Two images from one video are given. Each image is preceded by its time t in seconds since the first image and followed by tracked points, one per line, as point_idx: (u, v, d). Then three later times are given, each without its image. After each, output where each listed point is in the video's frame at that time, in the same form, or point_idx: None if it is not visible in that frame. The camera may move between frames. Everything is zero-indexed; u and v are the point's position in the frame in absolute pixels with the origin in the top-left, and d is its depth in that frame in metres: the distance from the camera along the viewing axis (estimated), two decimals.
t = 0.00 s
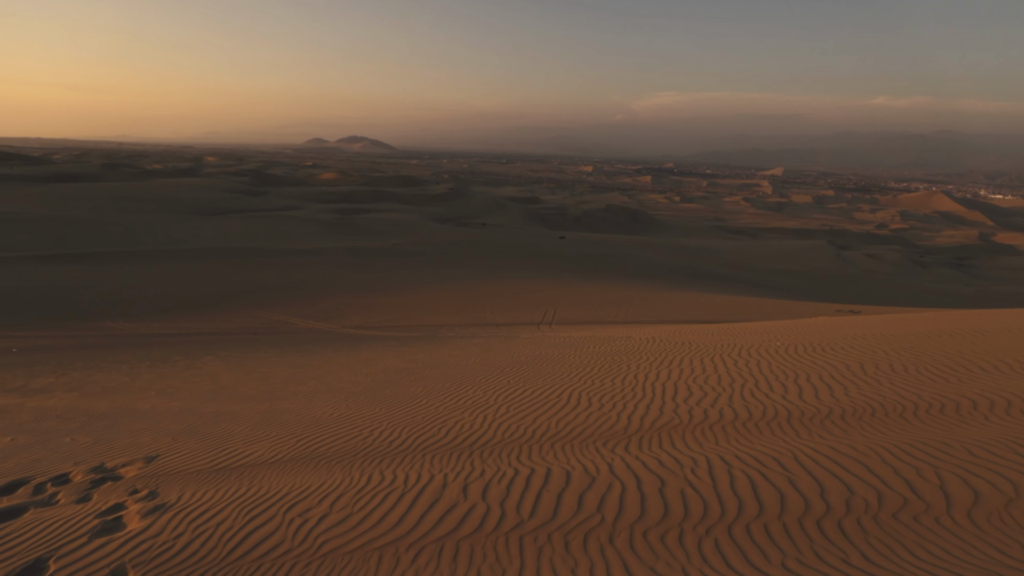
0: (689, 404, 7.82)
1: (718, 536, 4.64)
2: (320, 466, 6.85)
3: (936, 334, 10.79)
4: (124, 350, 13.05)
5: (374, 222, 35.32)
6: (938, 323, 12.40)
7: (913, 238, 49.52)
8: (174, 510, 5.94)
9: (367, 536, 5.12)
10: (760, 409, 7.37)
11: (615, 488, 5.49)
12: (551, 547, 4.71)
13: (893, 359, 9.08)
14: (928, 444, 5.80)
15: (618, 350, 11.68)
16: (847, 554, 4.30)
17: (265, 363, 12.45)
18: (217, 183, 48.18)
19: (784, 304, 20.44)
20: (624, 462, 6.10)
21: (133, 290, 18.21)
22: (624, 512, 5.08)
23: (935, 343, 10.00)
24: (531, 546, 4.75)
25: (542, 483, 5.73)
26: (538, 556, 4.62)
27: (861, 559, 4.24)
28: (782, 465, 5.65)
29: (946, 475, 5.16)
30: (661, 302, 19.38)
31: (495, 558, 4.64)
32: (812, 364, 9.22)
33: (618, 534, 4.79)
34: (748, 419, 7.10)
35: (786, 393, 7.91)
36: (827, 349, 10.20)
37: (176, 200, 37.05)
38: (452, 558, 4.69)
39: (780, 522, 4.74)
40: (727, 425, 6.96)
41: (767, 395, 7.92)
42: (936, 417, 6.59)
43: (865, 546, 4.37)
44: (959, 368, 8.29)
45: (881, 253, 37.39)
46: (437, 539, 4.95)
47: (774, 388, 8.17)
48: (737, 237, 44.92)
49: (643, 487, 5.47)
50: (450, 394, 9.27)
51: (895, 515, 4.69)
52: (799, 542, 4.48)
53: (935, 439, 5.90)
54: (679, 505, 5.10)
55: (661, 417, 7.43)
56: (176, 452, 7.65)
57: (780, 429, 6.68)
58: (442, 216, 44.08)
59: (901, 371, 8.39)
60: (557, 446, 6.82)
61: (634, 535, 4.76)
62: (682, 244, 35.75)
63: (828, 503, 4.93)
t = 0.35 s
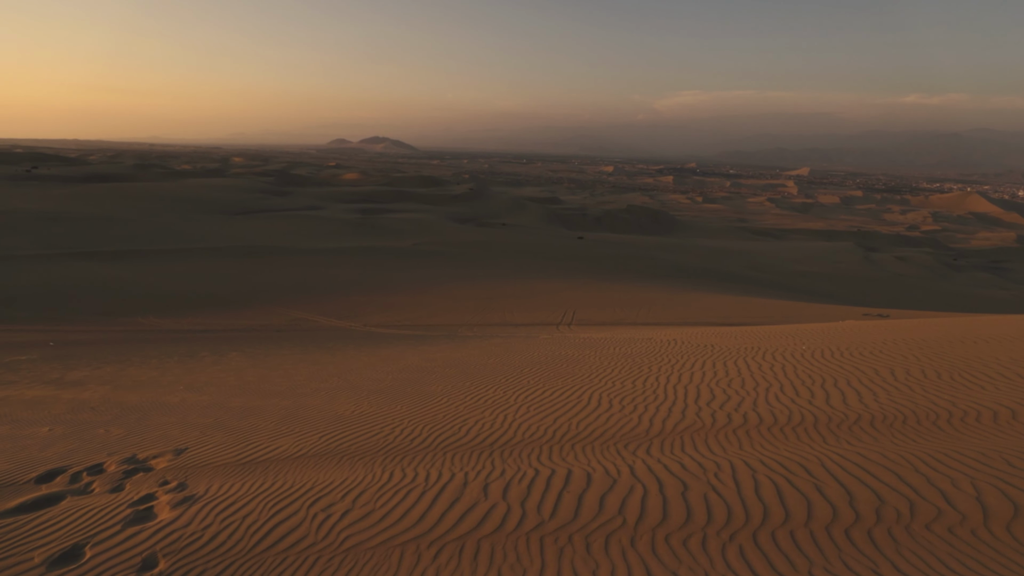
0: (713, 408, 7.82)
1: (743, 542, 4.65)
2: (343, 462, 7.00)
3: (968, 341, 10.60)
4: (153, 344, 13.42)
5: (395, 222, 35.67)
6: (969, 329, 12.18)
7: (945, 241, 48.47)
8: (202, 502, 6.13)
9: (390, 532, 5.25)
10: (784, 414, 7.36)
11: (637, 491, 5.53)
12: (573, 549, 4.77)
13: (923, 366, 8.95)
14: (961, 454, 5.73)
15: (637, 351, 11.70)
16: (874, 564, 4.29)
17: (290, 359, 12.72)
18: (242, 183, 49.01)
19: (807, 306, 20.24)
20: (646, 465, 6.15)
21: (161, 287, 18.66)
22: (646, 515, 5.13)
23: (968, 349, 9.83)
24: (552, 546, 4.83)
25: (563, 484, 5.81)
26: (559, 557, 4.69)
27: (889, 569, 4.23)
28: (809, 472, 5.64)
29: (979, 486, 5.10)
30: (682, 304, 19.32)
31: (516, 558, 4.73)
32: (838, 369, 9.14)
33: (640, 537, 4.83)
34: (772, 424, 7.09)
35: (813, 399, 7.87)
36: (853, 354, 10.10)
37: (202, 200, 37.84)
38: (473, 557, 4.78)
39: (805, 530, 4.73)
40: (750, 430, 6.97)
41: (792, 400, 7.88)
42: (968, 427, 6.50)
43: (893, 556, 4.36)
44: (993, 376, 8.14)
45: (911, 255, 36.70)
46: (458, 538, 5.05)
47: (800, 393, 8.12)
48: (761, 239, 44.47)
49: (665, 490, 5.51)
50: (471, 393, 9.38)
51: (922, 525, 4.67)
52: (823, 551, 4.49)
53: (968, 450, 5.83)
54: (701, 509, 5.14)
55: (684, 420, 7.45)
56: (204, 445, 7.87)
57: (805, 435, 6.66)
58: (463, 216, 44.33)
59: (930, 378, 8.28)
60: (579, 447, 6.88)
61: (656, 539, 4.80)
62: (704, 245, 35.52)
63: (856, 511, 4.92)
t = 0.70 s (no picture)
0: (737, 411, 7.81)
1: (767, 548, 4.65)
2: (367, 458, 7.16)
3: (1003, 348, 10.37)
4: (183, 339, 13.78)
5: (418, 221, 35.96)
6: (1002, 336, 11.92)
7: (980, 243, 47.32)
8: (230, 493, 6.32)
9: (411, 528, 5.36)
10: (810, 420, 7.31)
11: (659, 494, 5.56)
12: (593, 550, 4.83)
13: (955, 373, 8.79)
14: (996, 466, 5.62)
15: (658, 353, 11.72)
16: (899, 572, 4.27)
17: (314, 356, 12.99)
18: (269, 183, 49.87)
19: (833, 309, 19.99)
20: (668, 468, 6.18)
21: (190, 283, 19.10)
22: (667, 518, 5.16)
23: (1002, 357, 9.62)
24: (572, 546, 4.89)
25: (585, 486, 5.86)
26: (579, 557, 4.75)
27: None
28: (835, 479, 5.61)
29: (1015, 497, 5.01)
30: (704, 306, 19.24)
31: (537, 556, 4.81)
32: (866, 375, 9.03)
33: (662, 540, 4.86)
34: (797, 429, 7.05)
35: (840, 404, 7.80)
36: (880, 359, 9.97)
37: (230, 198, 38.57)
38: (494, 556, 4.86)
39: (832, 537, 4.71)
40: (775, 435, 6.94)
41: (819, 406, 7.82)
42: (1004, 437, 6.38)
43: (921, 565, 4.32)
44: None
45: (944, 258, 35.91)
46: (479, 536, 5.14)
47: (827, 399, 8.05)
48: (788, 240, 43.89)
49: (688, 494, 5.53)
50: (494, 393, 9.47)
51: (955, 535, 4.60)
52: (846, 558, 4.46)
53: (1004, 461, 5.73)
54: (725, 514, 5.14)
55: (707, 424, 7.45)
56: (232, 437, 8.09)
57: (832, 441, 6.61)
58: (485, 216, 44.53)
59: (964, 387, 8.13)
60: (601, 449, 6.92)
61: (679, 543, 4.83)
62: (728, 247, 35.22)
63: (884, 520, 4.87)
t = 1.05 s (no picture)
0: (762, 415, 7.77)
1: (791, 554, 4.65)
2: (389, 454, 7.30)
3: None
4: (210, 334, 14.12)
5: (441, 220, 36.21)
6: None
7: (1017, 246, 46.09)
8: (256, 485, 6.50)
9: (432, 525, 5.47)
10: (837, 424, 7.23)
11: (682, 497, 5.58)
12: (614, 551, 4.89)
13: (989, 380, 8.60)
14: None
15: (678, 355, 11.73)
16: None
17: (337, 352, 13.22)
18: (294, 181, 50.61)
19: (857, 312, 19.74)
20: (690, 472, 6.19)
21: (217, 279, 19.51)
22: (688, 521, 5.18)
23: None
24: (592, 547, 4.95)
25: (606, 487, 5.90)
26: (599, 558, 4.82)
27: None
28: (862, 486, 5.56)
29: None
30: (725, 308, 19.13)
31: (557, 557, 4.88)
32: (894, 380, 8.90)
33: (684, 544, 4.89)
34: (824, 434, 6.98)
35: (870, 410, 7.68)
36: (908, 365, 9.82)
37: (256, 196, 39.24)
38: (515, 554, 4.95)
39: (861, 546, 4.67)
40: (800, 440, 6.89)
41: (848, 411, 7.72)
42: None
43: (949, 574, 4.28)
44: None
45: (980, 262, 35.07)
46: (500, 534, 5.23)
47: (857, 404, 7.94)
48: (815, 242, 43.25)
49: (710, 498, 5.54)
50: (515, 392, 9.54)
51: (991, 548, 4.52)
52: (870, 566, 4.45)
53: None
54: (748, 518, 5.15)
55: (731, 428, 7.43)
56: (258, 431, 8.31)
57: (860, 447, 6.54)
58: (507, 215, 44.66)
59: (1000, 395, 7.93)
60: (624, 451, 6.95)
61: (701, 547, 4.85)
62: (752, 248, 34.89)
63: (913, 529, 4.82)
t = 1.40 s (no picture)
0: (788, 420, 7.69)
1: (820, 563, 4.61)
2: (412, 450, 7.43)
3: None
4: (237, 329, 14.43)
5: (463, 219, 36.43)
6: None
7: None
8: (281, 477, 6.66)
9: (453, 521, 5.57)
10: (867, 432, 7.11)
11: (706, 502, 5.56)
12: (636, 553, 4.92)
13: None
14: None
15: (700, 357, 11.71)
16: None
17: (360, 348, 13.44)
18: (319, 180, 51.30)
19: (884, 316, 19.41)
20: (715, 476, 6.18)
21: (244, 276, 19.90)
22: (713, 526, 5.18)
23: None
24: (615, 549, 4.99)
25: (628, 489, 5.92)
26: (621, 559, 4.85)
27: None
28: (893, 495, 5.48)
29: None
30: (749, 310, 18.97)
31: (579, 558, 4.91)
32: (926, 388, 8.73)
33: (708, 549, 4.89)
34: (853, 442, 6.87)
35: (902, 418, 7.55)
36: (940, 372, 9.63)
37: (281, 195, 39.87)
38: (536, 554, 5.01)
39: (893, 557, 4.61)
40: (827, 446, 6.82)
41: (878, 418, 7.59)
42: None
43: None
44: None
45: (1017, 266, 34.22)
46: (522, 533, 5.30)
47: (887, 411, 7.81)
48: (843, 244, 42.59)
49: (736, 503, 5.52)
50: (539, 392, 9.58)
51: None
52: None
53: None
54: (774, 525, 5.12)
55: (755, 432, 7.39)
56: (284, 424, 8.51)
57: (891, 456, 6.43)
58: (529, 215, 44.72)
59: None
60: (647, 454, 6.95)
61: (727, 552, 4.85)
62: (777, 249, 34.51)
63: (948, 542, 4.74)
